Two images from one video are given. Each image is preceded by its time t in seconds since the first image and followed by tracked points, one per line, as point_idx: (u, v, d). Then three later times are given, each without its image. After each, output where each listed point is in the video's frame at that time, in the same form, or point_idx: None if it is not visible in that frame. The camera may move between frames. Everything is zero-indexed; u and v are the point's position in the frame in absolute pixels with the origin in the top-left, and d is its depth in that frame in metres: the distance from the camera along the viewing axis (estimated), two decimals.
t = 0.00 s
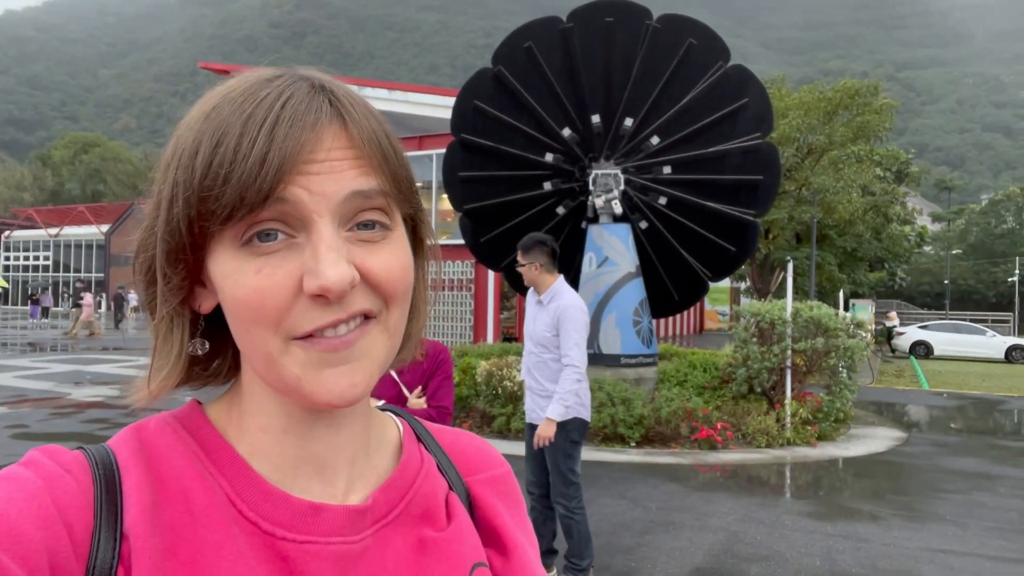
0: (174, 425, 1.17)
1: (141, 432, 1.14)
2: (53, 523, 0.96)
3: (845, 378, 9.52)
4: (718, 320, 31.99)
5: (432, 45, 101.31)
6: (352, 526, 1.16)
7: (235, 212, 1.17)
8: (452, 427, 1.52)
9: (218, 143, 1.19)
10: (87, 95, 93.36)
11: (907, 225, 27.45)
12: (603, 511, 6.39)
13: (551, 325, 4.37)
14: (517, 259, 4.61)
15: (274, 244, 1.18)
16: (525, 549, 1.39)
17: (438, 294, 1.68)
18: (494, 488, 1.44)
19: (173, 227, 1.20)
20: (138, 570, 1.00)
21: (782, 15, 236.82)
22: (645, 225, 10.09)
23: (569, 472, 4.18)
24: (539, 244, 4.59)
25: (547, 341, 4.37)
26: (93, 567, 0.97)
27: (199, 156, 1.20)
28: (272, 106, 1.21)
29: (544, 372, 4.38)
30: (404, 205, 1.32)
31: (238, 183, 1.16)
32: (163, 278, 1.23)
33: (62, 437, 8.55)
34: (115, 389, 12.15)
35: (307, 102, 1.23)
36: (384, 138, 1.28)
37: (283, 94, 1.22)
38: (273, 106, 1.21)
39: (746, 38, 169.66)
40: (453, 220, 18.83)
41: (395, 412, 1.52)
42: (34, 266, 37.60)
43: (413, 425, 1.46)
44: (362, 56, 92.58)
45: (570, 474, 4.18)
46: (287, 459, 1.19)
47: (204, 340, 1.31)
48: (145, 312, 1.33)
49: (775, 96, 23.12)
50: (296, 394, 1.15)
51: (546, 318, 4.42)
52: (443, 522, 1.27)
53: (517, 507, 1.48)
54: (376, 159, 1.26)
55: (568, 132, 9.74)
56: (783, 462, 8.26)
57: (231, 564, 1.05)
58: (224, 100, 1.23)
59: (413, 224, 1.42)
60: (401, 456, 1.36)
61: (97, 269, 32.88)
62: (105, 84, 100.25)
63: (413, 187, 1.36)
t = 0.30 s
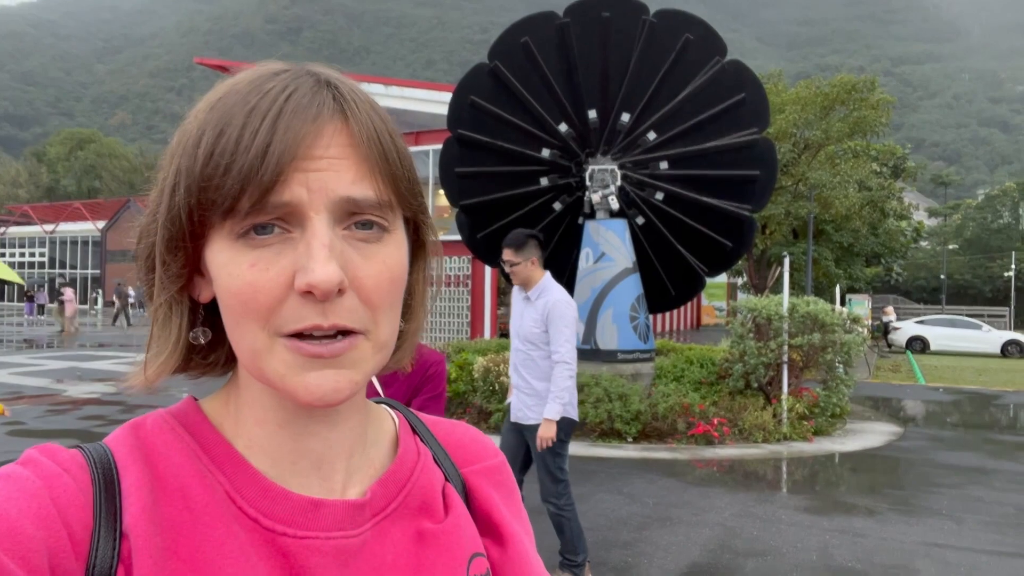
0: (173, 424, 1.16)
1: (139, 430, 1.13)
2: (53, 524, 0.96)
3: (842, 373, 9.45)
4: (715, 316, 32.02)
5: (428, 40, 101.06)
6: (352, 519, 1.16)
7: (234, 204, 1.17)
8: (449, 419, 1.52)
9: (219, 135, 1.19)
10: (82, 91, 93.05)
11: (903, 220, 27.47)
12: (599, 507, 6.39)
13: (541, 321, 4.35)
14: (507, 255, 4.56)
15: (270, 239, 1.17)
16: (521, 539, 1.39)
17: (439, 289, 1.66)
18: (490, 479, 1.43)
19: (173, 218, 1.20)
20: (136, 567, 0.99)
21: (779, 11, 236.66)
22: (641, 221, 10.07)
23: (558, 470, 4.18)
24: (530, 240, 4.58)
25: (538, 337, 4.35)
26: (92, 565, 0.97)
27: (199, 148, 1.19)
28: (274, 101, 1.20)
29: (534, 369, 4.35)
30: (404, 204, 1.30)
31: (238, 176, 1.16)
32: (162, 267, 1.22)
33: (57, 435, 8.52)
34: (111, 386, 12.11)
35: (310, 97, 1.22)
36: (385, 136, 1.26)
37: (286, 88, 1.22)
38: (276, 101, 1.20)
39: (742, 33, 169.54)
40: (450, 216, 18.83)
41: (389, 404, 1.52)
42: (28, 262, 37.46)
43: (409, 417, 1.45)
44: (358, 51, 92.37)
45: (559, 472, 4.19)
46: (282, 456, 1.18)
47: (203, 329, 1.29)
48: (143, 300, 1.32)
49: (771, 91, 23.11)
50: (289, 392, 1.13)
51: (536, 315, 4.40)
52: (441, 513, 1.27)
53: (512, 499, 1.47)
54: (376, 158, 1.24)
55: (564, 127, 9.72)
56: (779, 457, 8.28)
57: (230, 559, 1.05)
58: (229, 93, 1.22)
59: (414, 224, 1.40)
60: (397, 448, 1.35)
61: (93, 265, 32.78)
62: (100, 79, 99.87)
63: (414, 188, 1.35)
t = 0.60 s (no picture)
0: (163, 441, 1.13)
1: (128, 447, 1.11)
2: (42, 543, 0.93)
3: (843, 368, 9.50)
4: (717, 310, 32.01)
5: (429, 35, 100.85)
6: (344, 533, 1.14)
7: (223, 212, 1.15)
8: (442, 430, 1.50)
9: (211, 146, 1.17)
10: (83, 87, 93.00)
11: (905, 214, 27.41)
12: (601, 503, 6.38)
13: (513, 318, 4.27)
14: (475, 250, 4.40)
15: (258, 248, 1.15)
16: (515, 550, 1.37)
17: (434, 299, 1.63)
18: (484, 491, 1.42)
19: (164, 226, 1.18)
20: None
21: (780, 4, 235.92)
22: (642, 216, 10.02)
23: (536, 471, 4.17)
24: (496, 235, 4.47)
25: (513, 334, 4.26)
26: None
27: (191, 158, 1.18)
28: (266, 111, 1.19)
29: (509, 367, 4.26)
30: (396, 217, 1.28)
31: (228, 185, 1.14)
32: (153, 277, 1.20)
33: (59, 432, 8.52)
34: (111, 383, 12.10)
35: (301, 107, 1.20)
36: (376, 149, 1.24)
37: (278, 101, 1.20)
38: (267, 112, 1.18)
39: (744, 26, 169.04)
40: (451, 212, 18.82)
41: (381, 416, 1.50)
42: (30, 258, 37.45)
43: (401, 429, 1.43)
44: (359, 46, 92.23)
45: (537, 473, 4.17)
46: (274, 468, 1.16)
47: (194, 339, 1.27)
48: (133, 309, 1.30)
49: (773, 85, 23.04)
50: (276, 405, 1.11)
51: (509, 312, 4.31)
52: (434, 525, 1.25)
53: (506, 511, 1.45)
54: (366, 170, 1.22)
55: (565, 122, 9.68)
56: (781, 453, 8.27)
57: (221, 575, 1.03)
58: (223, 104, 1.21)
59: (406, 239, 1.38)
60: (390, 460, 1.33)
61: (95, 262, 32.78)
62: (101, 75, 99.80)
63: (406, 202, 1.32)
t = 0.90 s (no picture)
0: (160, 440, 1.14)
1: (126, 446, 1.11)
2: (40, 539, 0.93)
3: (836, 365, 9.55)
4: (710, 308, 32.12)
5: (422, 33, 100.66)
6: (338, 535, 1.15)
7: (218, 206, 1.15)
8: (440, 436, 1.50)
9: (208, 143, 1.18)
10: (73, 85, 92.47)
11: (897, 211, 27.54)
12: (596, 501, 6.40)
13: (474, 314, 4.27)
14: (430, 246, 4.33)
15: (253, 243, 1.15)
16: (513, 558, 1.36)
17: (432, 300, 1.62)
18: (481, 497, 1.42)
19: (162, 224, 1.19)
20: None
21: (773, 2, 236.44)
22: (636, 214, 10.06)
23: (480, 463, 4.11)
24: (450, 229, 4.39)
25: (475, 330, 4.26)
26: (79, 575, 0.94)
27: (188, 156, 1.18)
28: (261, 107, 1.19)
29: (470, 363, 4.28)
30: (392, 213, 1.28)
31: (223, 178, 1.14)
32: (152, 274, 1.21)
33: (51, 433, 8.48)
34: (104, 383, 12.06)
35: (298, 102, 1.21)
36: (369, 146, 1.24)
37: (274, 97, 1.21)
38: (261, 107, 1.19)
39: (737, 23, 169.23)
40: (444, 211, 18.85)
41: (381, 419, 1.50)
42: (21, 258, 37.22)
43: (400, 433, 1.43)
44: (352, 44, 92.01)
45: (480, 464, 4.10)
46: (270, 466, 1.17)
47: (195, 340, 1.27)
48: (133, 305, 1.30)
49: (765, 83, 23.12)
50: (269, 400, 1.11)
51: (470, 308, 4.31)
52: (430, 529, 1.25)
53: (504, 517, 1.45)
54: (359, 166, 1.22)
55: (559, 120, 9.73)
56: (774, 450, 8.31)
57: None
58: (220, 102, 1.22)
59: (403, 237, 1.37)
60: (387, 463, 1.34)
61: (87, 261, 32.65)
62: (92, 74, 99.22)
63: (400, 198, 1.32)
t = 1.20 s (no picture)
0: (170, 444, 1.14)
1: (136, 452, 1.11)
2: (50, 540, 0.94)
3: (832, 362, 9.58)
4: (707, 306, 32.19)
5: (417, 32, 100.54)
6: (347, 536, 1.15)
7: (229, 211, 1.16)
8: (445, 441, 1.51)
9: (218, 149, 1.19)
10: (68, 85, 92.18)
11: (893, 209, 27.61)
12: (594, 499, 6.42)
13: (443, 318, 4.03)
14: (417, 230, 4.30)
15: (262, 246, 1.16)
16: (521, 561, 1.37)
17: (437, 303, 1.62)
18: (488, 500, 1.43)
19: (172, 229, 1.20)
20: None
21: None
22: (634, 213, 10.08)
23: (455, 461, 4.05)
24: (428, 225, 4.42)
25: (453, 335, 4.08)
26: None
27: (197, 162, 1.20)
28: (271, 113, 1.21)
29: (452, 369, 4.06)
30: (400, 217, 1.29)
31: (234, 183, 1.16)
32: (163, 279, 1.21)
33: (50, 433, 8.46)
34: (101, 384, 12.04)
35: (305, 110, 1.22)
36: (377, 151, 1.25)
37: (283, 103, 1.22)
38: (271, 114, 1.21)
39: (733, 22, 169.34)
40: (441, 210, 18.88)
41: (389, 425, 1.51)
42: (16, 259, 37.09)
43: (407, 439, 1.44)
44: (347, 43, 91.89)
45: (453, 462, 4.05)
46: (279, 468, 1.17)
47: (204, 346, 1.28)
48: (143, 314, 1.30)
49: (761, 81, 23.15)
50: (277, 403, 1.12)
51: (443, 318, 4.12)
52: (437, 532, 1.25)
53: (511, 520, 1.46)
54: (366, 170, 1.23)
55: (555, 120, 9.72)
56: (771, 447, 8.33)
57: None
58: (229, 109, 1.24)
59: (410, 243, 1.38)
60: (395, 467, 1.34)
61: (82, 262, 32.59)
62: (87, 74, 98.95)
63: (407, 201, 1.32)
